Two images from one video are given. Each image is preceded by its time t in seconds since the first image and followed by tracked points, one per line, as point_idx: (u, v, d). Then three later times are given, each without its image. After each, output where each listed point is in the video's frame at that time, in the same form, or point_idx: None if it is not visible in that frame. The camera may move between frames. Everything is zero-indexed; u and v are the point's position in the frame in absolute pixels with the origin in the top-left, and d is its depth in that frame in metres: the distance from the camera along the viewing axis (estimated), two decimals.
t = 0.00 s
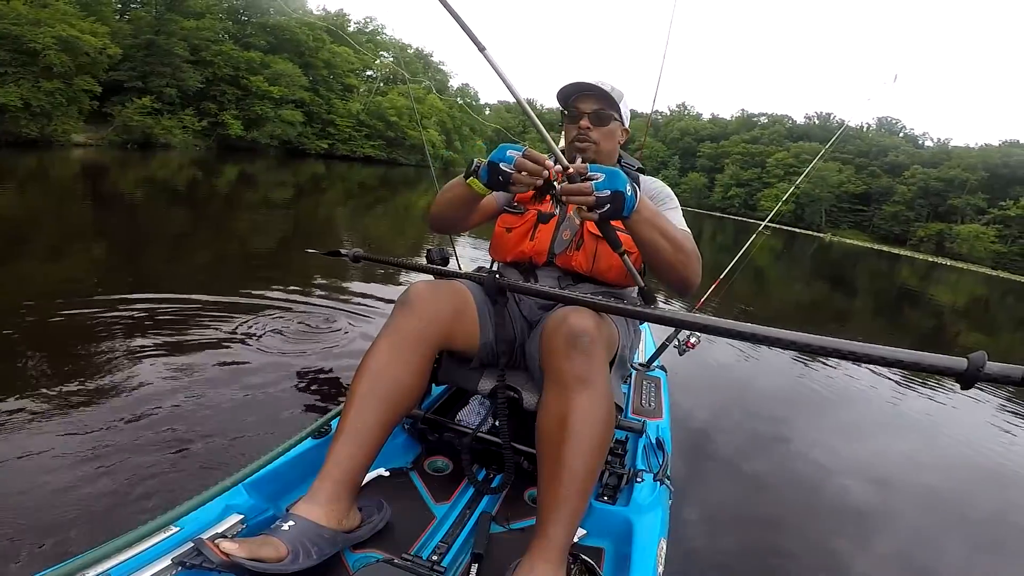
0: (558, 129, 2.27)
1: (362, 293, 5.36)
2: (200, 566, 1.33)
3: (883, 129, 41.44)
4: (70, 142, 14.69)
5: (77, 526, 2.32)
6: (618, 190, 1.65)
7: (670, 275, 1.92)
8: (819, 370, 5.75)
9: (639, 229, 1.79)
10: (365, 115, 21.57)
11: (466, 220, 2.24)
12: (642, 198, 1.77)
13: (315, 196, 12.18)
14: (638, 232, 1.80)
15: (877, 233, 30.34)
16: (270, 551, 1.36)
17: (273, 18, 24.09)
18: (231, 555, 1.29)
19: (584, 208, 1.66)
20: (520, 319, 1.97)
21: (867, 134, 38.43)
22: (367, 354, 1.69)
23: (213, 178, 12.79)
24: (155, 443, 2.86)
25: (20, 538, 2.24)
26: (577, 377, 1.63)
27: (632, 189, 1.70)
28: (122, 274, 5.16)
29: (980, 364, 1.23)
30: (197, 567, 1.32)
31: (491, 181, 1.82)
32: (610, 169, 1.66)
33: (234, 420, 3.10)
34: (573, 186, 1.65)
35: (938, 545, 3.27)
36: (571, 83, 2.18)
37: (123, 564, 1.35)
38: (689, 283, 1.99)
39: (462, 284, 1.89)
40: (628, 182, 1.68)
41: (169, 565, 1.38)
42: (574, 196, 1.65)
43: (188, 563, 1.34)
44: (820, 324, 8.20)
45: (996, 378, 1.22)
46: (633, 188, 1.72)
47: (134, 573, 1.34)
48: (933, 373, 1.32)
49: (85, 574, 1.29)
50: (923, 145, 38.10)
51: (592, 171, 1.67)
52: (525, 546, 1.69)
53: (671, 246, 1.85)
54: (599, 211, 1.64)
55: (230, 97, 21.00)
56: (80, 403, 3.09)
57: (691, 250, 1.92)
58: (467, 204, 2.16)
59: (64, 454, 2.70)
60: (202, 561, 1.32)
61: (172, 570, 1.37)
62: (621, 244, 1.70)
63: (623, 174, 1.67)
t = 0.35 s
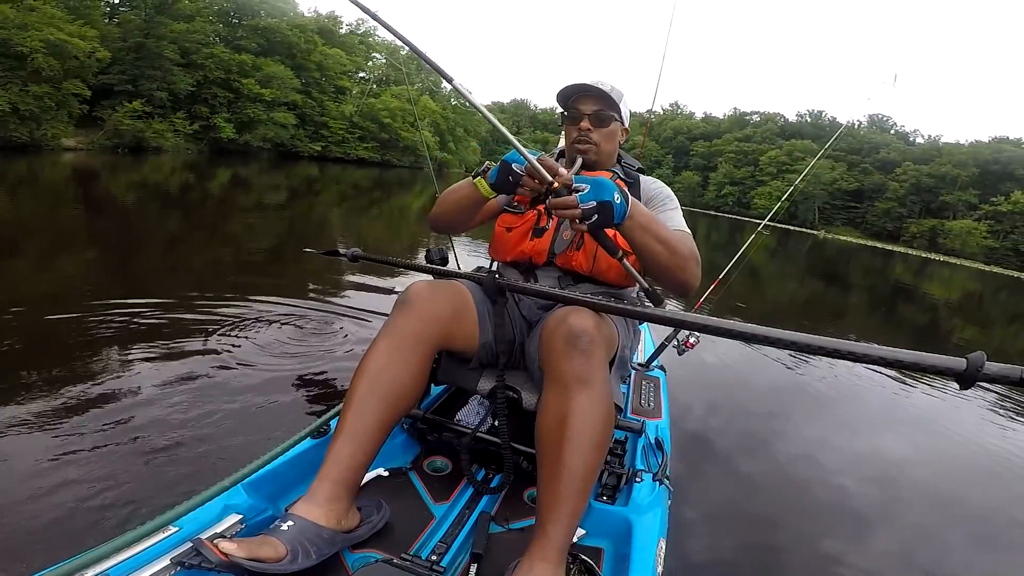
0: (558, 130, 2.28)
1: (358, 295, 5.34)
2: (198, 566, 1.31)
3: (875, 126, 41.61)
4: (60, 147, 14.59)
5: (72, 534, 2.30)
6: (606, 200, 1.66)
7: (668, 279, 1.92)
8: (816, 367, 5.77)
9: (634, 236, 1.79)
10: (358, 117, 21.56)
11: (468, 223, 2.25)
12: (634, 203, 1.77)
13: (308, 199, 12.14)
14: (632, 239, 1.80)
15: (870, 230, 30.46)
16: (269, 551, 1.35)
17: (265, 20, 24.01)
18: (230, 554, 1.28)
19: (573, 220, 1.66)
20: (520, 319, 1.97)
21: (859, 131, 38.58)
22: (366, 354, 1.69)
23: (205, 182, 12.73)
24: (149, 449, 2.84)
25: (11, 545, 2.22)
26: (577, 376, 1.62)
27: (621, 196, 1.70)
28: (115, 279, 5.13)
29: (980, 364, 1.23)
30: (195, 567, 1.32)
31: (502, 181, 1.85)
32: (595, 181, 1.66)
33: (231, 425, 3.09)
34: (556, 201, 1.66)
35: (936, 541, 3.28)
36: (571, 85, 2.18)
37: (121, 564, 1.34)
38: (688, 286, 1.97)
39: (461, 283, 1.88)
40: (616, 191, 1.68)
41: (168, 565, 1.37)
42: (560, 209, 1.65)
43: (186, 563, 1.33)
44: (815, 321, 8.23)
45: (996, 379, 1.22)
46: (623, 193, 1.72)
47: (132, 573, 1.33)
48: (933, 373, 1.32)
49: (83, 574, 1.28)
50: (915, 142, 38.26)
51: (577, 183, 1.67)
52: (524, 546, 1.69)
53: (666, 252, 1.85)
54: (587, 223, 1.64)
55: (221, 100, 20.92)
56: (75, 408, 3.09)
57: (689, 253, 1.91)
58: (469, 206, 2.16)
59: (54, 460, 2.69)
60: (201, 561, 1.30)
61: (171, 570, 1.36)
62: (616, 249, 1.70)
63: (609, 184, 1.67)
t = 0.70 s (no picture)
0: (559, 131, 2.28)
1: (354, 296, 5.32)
2: (198, 566, 1.31)
3: (868, 125, 41.80)
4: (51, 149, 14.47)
5: (65, 535, 2.28)
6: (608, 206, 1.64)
7: (667, 283, 1.92)
8: (812, 365, 5.78)
9: (633, 240, 1.79)
10: (352, 117, 21.52)
11: (471, 227, 2.24)
12: (634, 207, 1.76)
13: (303, 200, 12.09)
14: (631, 243, 1.80)
15: (863, 228, 30.58)
16: (268, 551, 1.34)
17: (258, 21, 23.90)
18: (230, 555, 1.28)
19: (574, 224, 1.67)
20: (520, 319, 1.96)
21: (852, 130, 38.74)
22: (367, 355, 1.68)
23: (199, 183, 12.67)
24: (143, 447, 2.82)
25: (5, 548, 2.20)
26: (577, 377, 1.62)
27: (623, 202, 1.69)
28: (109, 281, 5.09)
29: (980, 364, 1.24)
30: (196, 567, 1.31)
31: (494, 184, 1.86)
32: (599, 185, 1.64)
33: (228, 426, 3.07)
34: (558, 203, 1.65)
35: (932, 537, 3.29)
36: (571, 86, 2.18)
37: (121, 564, 1.33)
38: (687, 291, 1.97)
39: (461, 284, 1.88)
40: (618, 196, 1.66)
41: (168, 565, 1.36)
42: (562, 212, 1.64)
43: (186, 563, 1.32)
44: (811, 319, 8.26)
45: (997, 378, 1.22)
46: (626, 199, 1.70)
47: (133, 573, 1.32)
48: (933, 372, 1.32)
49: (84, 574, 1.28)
50: (907, 141, 38.45)
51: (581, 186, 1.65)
52: (525, 546, 1.68)
53: (666, 257, 1.84)
54: (587, 227, 1.63)
55: (215, 101, 20.84)
56: (66, 404, 3.08)
57: (688, 258, 1.89)
58: (471, 208, 2.15)
59: (44, 452, 2.69)
60: (202, 561, 1.30)
61: (171, 570, 1.35)
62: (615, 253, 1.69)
63: (611, 189, 1.65)
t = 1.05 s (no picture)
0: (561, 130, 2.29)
1: (352, 296, 5.32)
2: (200, 566, 1.30)
3: (863, 125, 41.97)
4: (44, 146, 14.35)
5: (62, 537, 2.27)
6: (608, 211, 1.64)
7: (665, 286, 1.91)
8: (808, 364, 5.80)
9: (631, 245, 1.79)
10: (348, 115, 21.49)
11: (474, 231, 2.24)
12: (634, 212, 1.76)
13: (298, 198, 12.05)
14: (631, 247, 1.80)
15: (858, 227, 30.70)
16: (269, 551, 1.34)
17: (253, 19, 23.80)
18: (231, 555, 1.27)
19: (574, 227, 1.67)
20: (521, 319, 1.95)
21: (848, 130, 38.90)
22: (367, 354, 1.68)
23: (194, 182, 12.61)
24: (139, 449, 2.82)
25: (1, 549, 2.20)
26: (579, 376, 1.62)
27: (624, 208, 1.69)
28: (104, 280, 5.07)
29: (981, 364, 1.24)
30: (196, 567, 1.30)
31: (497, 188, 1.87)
32: (600, 190, 1.64)
33: (224, 429, 3.06)
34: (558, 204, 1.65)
35: (927, 536, 3.31)
36: (571, 87, 2.19)
37: (123, 564, 1.33)
38: (686, 295, 1.97)
39: (462, 283, 1.87)
40: (618, 201, 1.66)
41: (169, 565, 1.35)
42: (562, 215, 1.65)
43: (188, 562, 1.32)
44: (806, 317, 8.29)
45: (999, 379, 1.23)
46: (627, 205, 1.70)
47: (135, 573, 1.32)
48: (934, 373, 1.32)
49: (85, 574, 1.27)
50: (902, 140, 38.62)
51: (583, 190, 1.65)
52: (525, 547, 1.68)
53: (666, 262, 1.84)
54: (586, 231, 1.64)
55: (209, 99, 20.75)
56: (60, 406, 3.06)
57: (687, 262, 1.89)
58: (473, 210, 2.15)
59: (37, 454, 2.68)
60: (202, 561, 1.29)
61: (172, 570, 1.35)
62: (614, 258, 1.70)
63: (612, 194, 1.65)
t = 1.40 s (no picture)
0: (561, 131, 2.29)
1: (350, 294, 5.30)
2: (200, 566, 1.30)
3: (858, 125, 42.14)
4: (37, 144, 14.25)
5: (55, 536, 2.25)
6: (606, 217, 1.65)
7: (665, 287, 1.91)
8: (804, 363, 5.82)
9: (630, 247, 1.79)
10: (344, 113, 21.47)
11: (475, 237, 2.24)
12: (634, 215, 1.76)
13: (293, 196, 12.02)
14: (630, 249, 1.80)
15: (852, 227, 30.82)
16: (270, 551, 1.33)
17: (249, 16, 23.72)
18: (232, 554, 1.27)
19: (571, 231, 1.67)
20: (521, 319, 1.95)
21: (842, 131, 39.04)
22: (367, 354, 1.67)
23: (188, 180, 12.57)
24: (134, 447, 2.79)
25: None
26: (580, 377, 1.62)
27: (622, 213, 1.69)
28: (98, 278, 5.04)
29: (981, 363, 1.25)
30: (198, 567, 1.30)
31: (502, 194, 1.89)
32: (599, 194, 1.64)
33: (221, 427, 3.05)
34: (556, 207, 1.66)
35: (922, 534, 3.32)
36: (570, 87, 2.18)
37: (123, 564, 1.32)
38: (685, 297, 1.97)
39: (463, 283, 1.87)
40: (617, 206, 1.66)
41: (170, 564, 1.35)
42: (561, 217, 1.65)
43: (188, 562, 1.32)
44: (801, 317, 8.33)
45: (999, 378, 1.23)
46: (625, 210, 1.70)
47: (136, 572, 1.31)
48: (935, 372, 1.33)
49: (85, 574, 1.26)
50: (896, 140, 38.81)
51: (583, 193, 1.64)
52: (526, 546, 1.68)
53: (664, 265, 1.84)
54: (584, 236, 1.64)
55: (204, 96, 20.67)
56: (55, 402, 3.04)
57: (686, 264, 1.89)
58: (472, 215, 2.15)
59: (25, 451, 2.65)
60: (203, 561, 1.29)
61: (173, 570, 1.34)
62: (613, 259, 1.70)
63: (611, 198, 1.65)
